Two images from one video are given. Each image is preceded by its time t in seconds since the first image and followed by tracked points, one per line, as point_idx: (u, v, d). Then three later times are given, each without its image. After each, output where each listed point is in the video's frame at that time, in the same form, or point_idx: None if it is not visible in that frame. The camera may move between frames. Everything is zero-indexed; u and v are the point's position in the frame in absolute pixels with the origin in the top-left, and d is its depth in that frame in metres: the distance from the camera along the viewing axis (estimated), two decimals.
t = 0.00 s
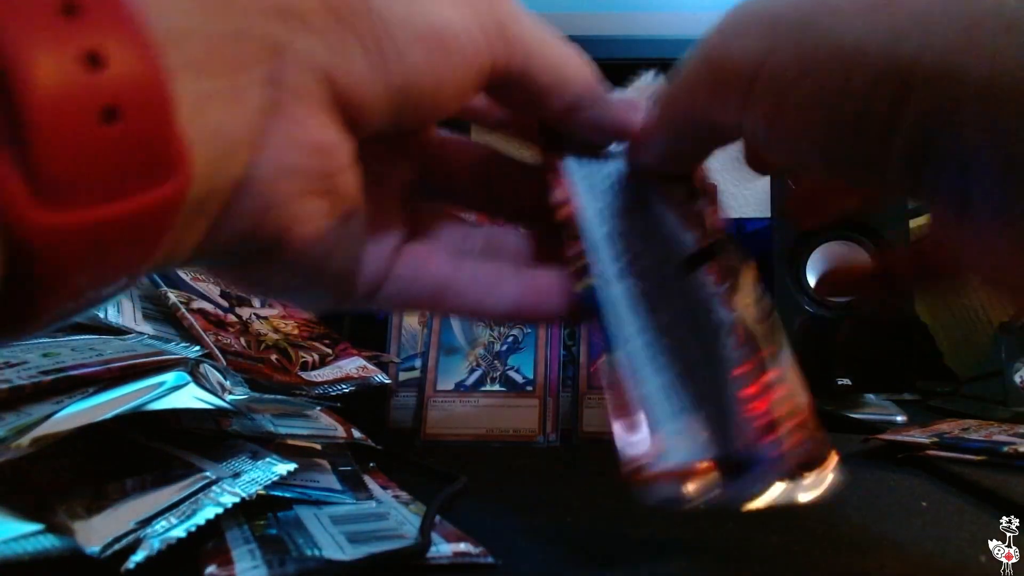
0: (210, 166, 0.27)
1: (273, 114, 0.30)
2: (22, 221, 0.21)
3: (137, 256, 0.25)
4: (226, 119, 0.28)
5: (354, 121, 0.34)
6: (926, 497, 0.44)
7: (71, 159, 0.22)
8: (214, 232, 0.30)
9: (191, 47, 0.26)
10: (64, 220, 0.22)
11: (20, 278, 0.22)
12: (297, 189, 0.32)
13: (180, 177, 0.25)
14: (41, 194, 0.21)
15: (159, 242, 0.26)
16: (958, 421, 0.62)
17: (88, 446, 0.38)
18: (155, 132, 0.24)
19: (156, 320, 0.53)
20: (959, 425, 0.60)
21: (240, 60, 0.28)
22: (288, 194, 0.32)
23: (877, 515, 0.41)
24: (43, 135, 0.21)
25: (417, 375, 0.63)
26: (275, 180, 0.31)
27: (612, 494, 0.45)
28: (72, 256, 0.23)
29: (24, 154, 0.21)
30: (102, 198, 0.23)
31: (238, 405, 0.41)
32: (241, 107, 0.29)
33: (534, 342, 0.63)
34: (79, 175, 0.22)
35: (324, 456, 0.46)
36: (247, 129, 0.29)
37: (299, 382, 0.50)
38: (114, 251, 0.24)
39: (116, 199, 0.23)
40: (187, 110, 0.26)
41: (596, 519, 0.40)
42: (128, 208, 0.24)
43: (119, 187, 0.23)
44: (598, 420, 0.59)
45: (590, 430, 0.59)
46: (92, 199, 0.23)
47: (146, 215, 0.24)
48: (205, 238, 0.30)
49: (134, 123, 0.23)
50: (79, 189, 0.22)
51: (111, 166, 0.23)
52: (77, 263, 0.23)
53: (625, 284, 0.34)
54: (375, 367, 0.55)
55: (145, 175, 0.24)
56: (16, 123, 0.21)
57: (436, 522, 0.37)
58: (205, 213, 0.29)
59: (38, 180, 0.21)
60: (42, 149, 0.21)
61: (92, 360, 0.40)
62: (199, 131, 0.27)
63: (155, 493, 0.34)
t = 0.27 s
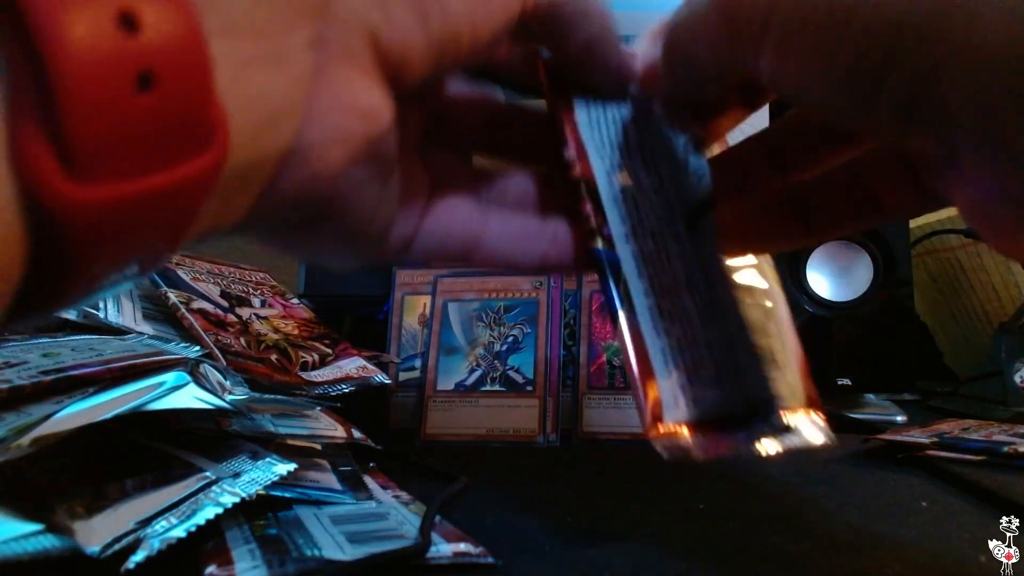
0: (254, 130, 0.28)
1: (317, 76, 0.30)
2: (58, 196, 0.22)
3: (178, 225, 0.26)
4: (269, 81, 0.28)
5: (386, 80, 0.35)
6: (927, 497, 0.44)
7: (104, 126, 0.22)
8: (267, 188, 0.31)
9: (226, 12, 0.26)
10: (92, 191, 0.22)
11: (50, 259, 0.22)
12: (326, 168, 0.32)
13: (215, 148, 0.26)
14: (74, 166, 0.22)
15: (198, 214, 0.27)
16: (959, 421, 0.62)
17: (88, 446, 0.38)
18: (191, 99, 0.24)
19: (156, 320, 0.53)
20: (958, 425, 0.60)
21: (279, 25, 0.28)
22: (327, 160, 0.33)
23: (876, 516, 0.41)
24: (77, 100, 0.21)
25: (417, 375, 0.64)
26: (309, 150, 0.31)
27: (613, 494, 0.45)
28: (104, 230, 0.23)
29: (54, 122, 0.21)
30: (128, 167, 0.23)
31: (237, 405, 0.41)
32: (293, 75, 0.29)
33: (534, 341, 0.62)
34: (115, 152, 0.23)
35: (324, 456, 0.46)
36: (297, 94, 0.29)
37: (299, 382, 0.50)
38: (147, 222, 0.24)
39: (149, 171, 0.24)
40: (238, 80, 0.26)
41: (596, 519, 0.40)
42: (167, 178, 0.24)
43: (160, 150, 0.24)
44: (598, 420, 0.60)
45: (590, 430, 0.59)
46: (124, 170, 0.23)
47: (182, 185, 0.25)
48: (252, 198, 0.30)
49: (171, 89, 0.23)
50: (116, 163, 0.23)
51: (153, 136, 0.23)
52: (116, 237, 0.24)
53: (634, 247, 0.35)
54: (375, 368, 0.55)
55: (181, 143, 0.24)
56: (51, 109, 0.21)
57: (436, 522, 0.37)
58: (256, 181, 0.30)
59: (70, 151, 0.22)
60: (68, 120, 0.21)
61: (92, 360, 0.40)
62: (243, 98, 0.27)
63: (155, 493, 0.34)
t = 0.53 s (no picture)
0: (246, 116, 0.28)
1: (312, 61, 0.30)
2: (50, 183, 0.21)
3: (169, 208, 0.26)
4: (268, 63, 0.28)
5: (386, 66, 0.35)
6: (927, 497, 0.44)
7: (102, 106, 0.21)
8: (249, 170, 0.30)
9: None
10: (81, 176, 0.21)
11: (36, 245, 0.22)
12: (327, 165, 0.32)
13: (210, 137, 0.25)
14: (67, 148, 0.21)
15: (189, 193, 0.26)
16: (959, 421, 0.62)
17: (88, 446, 0.38)
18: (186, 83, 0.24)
19: (156, 320, 0.53)
20: (958, 425, 0.60)
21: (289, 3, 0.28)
22: (321, 141, 0.33)
23: (876, 515, 0.41)
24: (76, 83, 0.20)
25: (417, 375, 0.64)
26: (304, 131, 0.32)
27: (613, 494, 0.45)
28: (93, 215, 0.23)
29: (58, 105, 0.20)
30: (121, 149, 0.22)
31: (237, 405, 0.41)
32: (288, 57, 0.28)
33: (534, 341, 0.62)
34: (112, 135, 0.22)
35: (324, 456, 0.46)
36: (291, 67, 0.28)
37: (299, 382, 0.50)
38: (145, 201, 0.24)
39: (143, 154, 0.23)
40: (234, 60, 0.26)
41: (595, 518, 0.40)
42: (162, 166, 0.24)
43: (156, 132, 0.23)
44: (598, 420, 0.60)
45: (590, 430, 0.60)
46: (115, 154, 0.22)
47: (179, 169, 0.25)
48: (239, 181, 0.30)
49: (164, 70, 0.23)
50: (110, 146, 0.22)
51: (145, 117, 0.23)
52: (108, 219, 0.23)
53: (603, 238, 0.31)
54: (375, 368, 0.55)
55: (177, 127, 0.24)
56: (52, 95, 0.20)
57: (436, 522, 0.37)
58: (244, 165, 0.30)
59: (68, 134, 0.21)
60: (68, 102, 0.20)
61: (92, 360, 0.40)
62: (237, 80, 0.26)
63: (155, 493, 0.34)
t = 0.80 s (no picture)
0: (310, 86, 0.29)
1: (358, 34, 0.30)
2: (98, 136, 0.24)
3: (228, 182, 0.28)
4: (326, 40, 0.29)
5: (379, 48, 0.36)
6: (927, 497, 0.44)
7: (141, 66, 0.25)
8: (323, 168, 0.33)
9: None
10: (126, 130, 0.25)
11: (101, 204, 0.25)
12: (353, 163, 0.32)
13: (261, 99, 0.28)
14: (116, 104, 0.25)
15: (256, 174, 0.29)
16: (959, 421, 0.62)
17: (89, 446, 0.38)
18: (235, 52, 0.27)
19: (156, 320, 0.53)
20: (959, 425, 0.60)
21: None
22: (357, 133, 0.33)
23: (876, 515, 0.41)
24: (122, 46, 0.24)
25: (417, 375, 0.64)
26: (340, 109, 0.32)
27: (613, 493, 0.45)
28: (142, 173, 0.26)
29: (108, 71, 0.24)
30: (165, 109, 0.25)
31: (237, 405, 0.42)
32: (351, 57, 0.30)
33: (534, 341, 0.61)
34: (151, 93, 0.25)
35: (324, 456, 0.46)
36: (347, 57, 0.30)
37: (299, 382, 0.50)
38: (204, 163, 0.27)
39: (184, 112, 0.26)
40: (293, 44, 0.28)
41: (596, 518, 0.40)
42: (210, 125, 0.26)
43: (196, 91, 0.26)
44: (598, 420, 0.60)
45: (590, 430, 0.60)
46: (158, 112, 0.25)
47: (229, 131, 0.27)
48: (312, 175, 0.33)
49: (206, 35, 0.26)
50: (155, 103, 0.25)
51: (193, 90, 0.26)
52: (165, 179, 0.26)
53: (551, 148, 0.28)
54: (375, 367, 0.55)
55: (219, 89, 0.26)
56: (101, 60, 0.24)
57: (436, 522, 0.37)
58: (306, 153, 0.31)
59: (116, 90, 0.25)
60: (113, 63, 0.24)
61: (92, 360, 0.40)
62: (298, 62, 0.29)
63: (155, 493, 0.34)
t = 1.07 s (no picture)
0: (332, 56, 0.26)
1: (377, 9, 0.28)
2: (138, 94, 0.20)
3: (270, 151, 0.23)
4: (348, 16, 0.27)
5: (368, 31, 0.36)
6: (927, 497, 0.44)
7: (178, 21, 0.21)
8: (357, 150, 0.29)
9: None
10: (169, 86, 0.20)
11: (136, 182, 0.21)
12: (366, 159, 0.31)
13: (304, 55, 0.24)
14: (153, 58, 0.20)
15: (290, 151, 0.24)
16: (959, 421, 0.62)
17: (89, 446, 0.38)
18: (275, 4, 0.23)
19: (156, 320, 0.53)
20: (959, 425, 0.60)
21: None
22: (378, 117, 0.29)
23: (876, 515, 0.41)
24: None
25: (417, 374, 0.64)
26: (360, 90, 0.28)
27: (613, 493, 0.45)
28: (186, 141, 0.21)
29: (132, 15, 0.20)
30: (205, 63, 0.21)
31: (238, 406, 0.42)
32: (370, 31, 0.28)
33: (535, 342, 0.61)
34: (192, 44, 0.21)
35: (324, 456, 0.46)
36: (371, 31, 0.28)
37: (299, 382, 0.50)
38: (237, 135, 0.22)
39: (225, 67, 0.22)
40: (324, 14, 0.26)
41: (596, 518, 0.40)
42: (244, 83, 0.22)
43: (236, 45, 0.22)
44: (598, 420, 0.60)
45: (590, 430, 0.60)
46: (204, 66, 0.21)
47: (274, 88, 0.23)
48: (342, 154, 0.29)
49: None
50: (192, 53, 0.21)
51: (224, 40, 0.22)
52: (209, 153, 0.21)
53: (563, 133, 0.27)
54: (375, 367, 0.55)
55: (262, 43, 0.22)
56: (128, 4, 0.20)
57: (436, 522, 0.37)
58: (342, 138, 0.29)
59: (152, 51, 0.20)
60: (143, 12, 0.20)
61: (93, 360, 0.40)
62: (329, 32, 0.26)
63: (155, 493, 0.34)
